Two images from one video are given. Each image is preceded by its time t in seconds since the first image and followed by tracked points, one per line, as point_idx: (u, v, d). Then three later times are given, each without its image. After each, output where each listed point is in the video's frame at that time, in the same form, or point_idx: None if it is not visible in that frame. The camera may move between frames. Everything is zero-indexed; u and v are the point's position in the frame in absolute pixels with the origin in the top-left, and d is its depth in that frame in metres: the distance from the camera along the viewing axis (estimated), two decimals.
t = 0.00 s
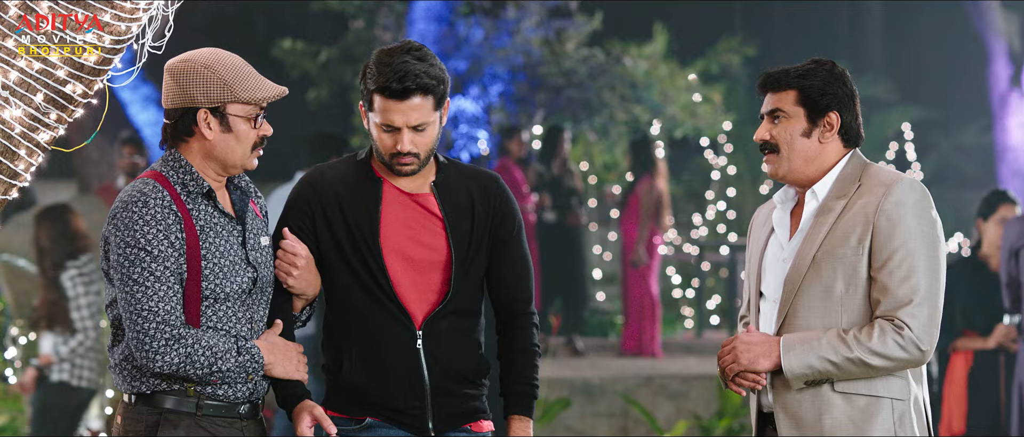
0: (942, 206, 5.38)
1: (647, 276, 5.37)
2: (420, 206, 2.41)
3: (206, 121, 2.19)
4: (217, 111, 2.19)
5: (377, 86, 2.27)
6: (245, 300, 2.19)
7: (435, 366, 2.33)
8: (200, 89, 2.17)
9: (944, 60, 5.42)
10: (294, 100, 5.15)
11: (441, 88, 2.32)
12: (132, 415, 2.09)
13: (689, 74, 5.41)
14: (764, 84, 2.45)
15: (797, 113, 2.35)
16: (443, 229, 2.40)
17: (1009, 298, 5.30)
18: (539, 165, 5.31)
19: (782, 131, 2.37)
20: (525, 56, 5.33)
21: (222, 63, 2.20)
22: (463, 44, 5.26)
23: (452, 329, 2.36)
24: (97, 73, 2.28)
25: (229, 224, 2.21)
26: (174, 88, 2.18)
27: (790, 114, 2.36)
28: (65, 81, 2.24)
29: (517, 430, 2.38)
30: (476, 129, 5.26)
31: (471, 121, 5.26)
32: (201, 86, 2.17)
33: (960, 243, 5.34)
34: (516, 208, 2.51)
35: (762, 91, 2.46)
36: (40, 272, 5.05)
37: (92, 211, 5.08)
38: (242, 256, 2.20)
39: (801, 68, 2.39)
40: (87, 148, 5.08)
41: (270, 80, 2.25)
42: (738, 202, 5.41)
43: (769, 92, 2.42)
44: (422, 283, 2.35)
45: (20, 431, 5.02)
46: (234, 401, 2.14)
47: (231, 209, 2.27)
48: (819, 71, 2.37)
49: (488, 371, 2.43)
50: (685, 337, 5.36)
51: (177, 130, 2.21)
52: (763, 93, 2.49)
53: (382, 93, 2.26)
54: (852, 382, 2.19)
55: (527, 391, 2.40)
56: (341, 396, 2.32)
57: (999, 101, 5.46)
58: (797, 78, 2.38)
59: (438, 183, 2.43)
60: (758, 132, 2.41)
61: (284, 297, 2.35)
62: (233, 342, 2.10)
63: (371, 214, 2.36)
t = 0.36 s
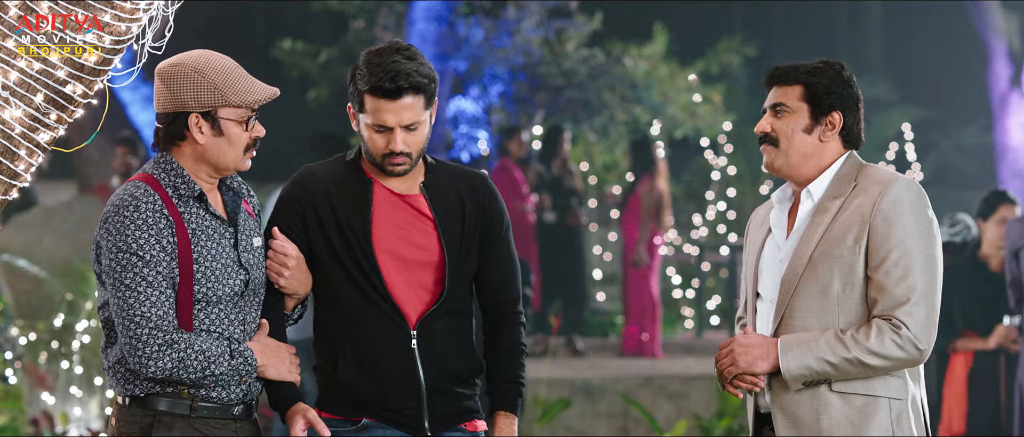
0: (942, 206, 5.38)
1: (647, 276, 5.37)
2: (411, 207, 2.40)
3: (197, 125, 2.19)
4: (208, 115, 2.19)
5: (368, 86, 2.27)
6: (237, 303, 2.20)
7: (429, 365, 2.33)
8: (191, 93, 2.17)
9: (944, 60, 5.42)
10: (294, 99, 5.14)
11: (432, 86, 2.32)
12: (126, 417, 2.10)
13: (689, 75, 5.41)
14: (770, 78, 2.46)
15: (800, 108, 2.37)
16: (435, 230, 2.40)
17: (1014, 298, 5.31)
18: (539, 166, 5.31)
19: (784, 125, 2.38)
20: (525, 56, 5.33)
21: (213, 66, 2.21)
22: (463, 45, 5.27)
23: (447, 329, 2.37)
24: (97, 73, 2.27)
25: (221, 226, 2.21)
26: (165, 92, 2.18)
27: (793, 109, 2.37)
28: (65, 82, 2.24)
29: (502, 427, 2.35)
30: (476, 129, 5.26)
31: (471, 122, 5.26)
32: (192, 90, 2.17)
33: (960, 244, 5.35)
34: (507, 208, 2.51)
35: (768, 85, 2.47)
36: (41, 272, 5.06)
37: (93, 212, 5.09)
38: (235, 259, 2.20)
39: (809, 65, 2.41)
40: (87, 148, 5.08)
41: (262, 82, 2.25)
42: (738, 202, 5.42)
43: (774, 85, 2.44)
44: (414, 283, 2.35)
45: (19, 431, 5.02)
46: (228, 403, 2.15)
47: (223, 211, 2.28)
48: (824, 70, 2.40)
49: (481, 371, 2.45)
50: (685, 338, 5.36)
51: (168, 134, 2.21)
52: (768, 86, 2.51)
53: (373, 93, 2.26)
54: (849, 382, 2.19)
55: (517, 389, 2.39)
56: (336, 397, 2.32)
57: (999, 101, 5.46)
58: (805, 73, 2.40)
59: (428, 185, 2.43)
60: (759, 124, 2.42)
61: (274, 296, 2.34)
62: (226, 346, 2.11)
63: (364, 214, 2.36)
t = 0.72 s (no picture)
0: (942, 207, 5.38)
1: (648, 276, 5.38)
2: (408, 207, 2.39)
3: (193, 125, 2.19)
4: (204, 116, 2.20)
5: (371, 85, 2.26)
6: (232, 304, 2.20)
7: (427, 366, 2.33)
8: (186, 94, 2.18)
9: (945, 60, 5.41)
10: (294, 99, 5.15)
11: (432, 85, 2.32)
12: (121, 417, 2.10)
13: (689, 74, 5.41)
14: (786, 74, 2.30)
15: (830, 109, 2.26)
16: (432, 231, 2.39)
17: (1014, 298, 5.28)
18: (539, 165, 5.30)
19: (816, 128, 2.25)
20: (525, 56, 5.32)
21: (208, 66, 2.21)
22: (463, 44, 5.27)
23: (445, 330, 2.37)
24: (97, 73, 2.27)
25: (217, 227, 2.21)
26: (161, 93, 2.19)
27: (824, 111, 2.26)
28: (65, 81, 2.24)
29: (503, 429, 2.36)
30: (476, 129, 5.26)
31: (471, 121, 5.26)
32: (187, 91, 2.18)
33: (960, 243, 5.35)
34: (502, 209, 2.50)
35: (780, 81, 2.31)
36: (41, 273, 5.06)
37: (93, 212, 5.09)
38: (230, 259, 2.20)
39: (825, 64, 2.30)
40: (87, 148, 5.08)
41: (258, 81, 2.25)
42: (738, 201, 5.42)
43: (793, 82, 2.29)
44: (411, 284, 2.35)
45: (20, 431, 5.02)
46: (223, 403, 2.15)
47: (218, 210, 2.26)
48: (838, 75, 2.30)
49: (478, 371, 2.44)
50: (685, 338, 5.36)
51: (164, 135, 2.21)
52: (768, 81, 2.35)
53: (375, 93, 2.25)
54: (865, 379, 2.15)
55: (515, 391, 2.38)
56: (335, 398, 2.32)
57: (999, 101, 5.45)
58: (826, 72, 2.28)
59: (425, 185, 2.42)
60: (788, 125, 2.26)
61: (270, 297, 2.34)
62: (219, 347, 2.11)
63: (362, 215, 2.36)
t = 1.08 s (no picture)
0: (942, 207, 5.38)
1: (649, 276, 5.37)
2: (410, 207, 2.37)
3: (193, 127, 2.20)
4: (204, 117, 2.20)
5: (384, 77, 2.19)
6: (234, 304, 2.20)
7: (428, 366, 2.31)
8: (187, 96, 2.18)
9: (945, 60, 5.40)
10: (294, 99, 5.15)
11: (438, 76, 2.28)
12: (121, 417, 2.10)
13: (689, 74, 5.41)
14: (778, 77, 2.24)
15: (823, 112, 2.21)
16: (434, 230, 2.36)
17: (1013, 299, 5.26)
18: (539, 165, 5.31)
19: (816, 130, 2.19)
20: (525, 56, 5.33)
21: (207, 67, 2.21)
22: (463, 44, 5.27)
23: (446, 330, 2.34)
24: (97, 73, 2.27)
25: (217, 227, 2.21)
26: (161, 95, 2.20)
27: (819, 113, 2.20)
28: (66, 81, 2.24)
29: (506, 428, 2.33)
30: (476, 129, 5.26)
31: (471, 121, 5.26)
32: (188, 93, 2.18)
33: (960, 244, 5.32)
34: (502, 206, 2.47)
35: (772, 84, 2.25)
36: (41, 273, 5.07)
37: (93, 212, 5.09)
38: (230, 259, 2.20)
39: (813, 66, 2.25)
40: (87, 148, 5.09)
41: (258, 81, 2.25)
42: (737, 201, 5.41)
43: (785, 86, 2.23)
44: (413, 284, 2.33)
45: (19, 431, 5.02)
46: (223, 402, 2.15)
47: (218, 210, 2.26)
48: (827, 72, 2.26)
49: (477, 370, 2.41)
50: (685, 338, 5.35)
51: (165, 136, 2.21)
52: (755, 90, 2.30)
53: (392, 83, 2.19)
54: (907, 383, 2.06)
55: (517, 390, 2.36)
56: (335, 397, 2.30)
57: (999, 101, 5.45)
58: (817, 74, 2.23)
59: (427, 184, 2.39)
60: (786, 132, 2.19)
61: (271, 296, 2.35)
62: (219, 348, 2.11)
63: (363, 214, 2.34)
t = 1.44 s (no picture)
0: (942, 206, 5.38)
1: (648, 276, 5.37)
2: (416, 206, 2.45)
3: (186, 125, 2.20)
4: (197, 115, 2.20)
5: (406, 61, 2.39)
6: (235, 302, 2.20)
7: (434, 365, 2.40)
8: (178, 93, 2.19)
9: (945, 60, 5.40)
10: (294, 99, 5.15)
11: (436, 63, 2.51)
12: (120, 416, 2.10)
13: (689, 74, 5.40)
14: (791, 73, 2.41)
15: (831, 109, 2.36)
16: (441, 230, 2.44)
17: (1013, 300, 5.30)
18: (539, 165, 5.31)
19: (818, 126, 2.36)
20: (525, 56, 5.33)
21: (199, 65, 2.22)
22: (463, 44, 5.26)
23: (449, 329, 2.43)
24: (97, 73, 2.27)
25: (218, 225, 2.21)
26: (156, 95, 2.21)
27: (824, 111, 2.36)
28: (65, 81, 2.24)
29: (520, 413, 2.41)
30: (476, 129, 5.27)
31: (471, 121, 5.28)
32: (179, 90, 2.19)
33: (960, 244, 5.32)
34: (501, 206, 2.56)
35: (786, 79, 2.42)
36: (41, 273, 5.06)
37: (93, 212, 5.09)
38: (231, 257, 2.20)
39: (830, 62, 2.39)
40: (87, 148, 5.08)
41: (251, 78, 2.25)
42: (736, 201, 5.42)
43: (798, 80, 2.40)
44: (420, 283, 2.41)
45: (19, 431, 5.02)
46: (222, 403, 2.15)
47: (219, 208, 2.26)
48: (852, 69, 2.40)
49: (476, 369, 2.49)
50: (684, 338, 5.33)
51: (161, 137, 2.21)
52: (778, 80, 2.46)
53: (416, 68, 2.40)
54: (889, 388, 2.27)
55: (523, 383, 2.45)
56: (340, 396, 2.38)
57: (999, 101, 5.44)
58: (829, 71, 2.38)
59: (431, 183, 2.47)
60: (788, 125, 2.38)
61: (271, 295, 2.36)
62: (220, 347, 2.11)
63: (370, 216, 2.41)
